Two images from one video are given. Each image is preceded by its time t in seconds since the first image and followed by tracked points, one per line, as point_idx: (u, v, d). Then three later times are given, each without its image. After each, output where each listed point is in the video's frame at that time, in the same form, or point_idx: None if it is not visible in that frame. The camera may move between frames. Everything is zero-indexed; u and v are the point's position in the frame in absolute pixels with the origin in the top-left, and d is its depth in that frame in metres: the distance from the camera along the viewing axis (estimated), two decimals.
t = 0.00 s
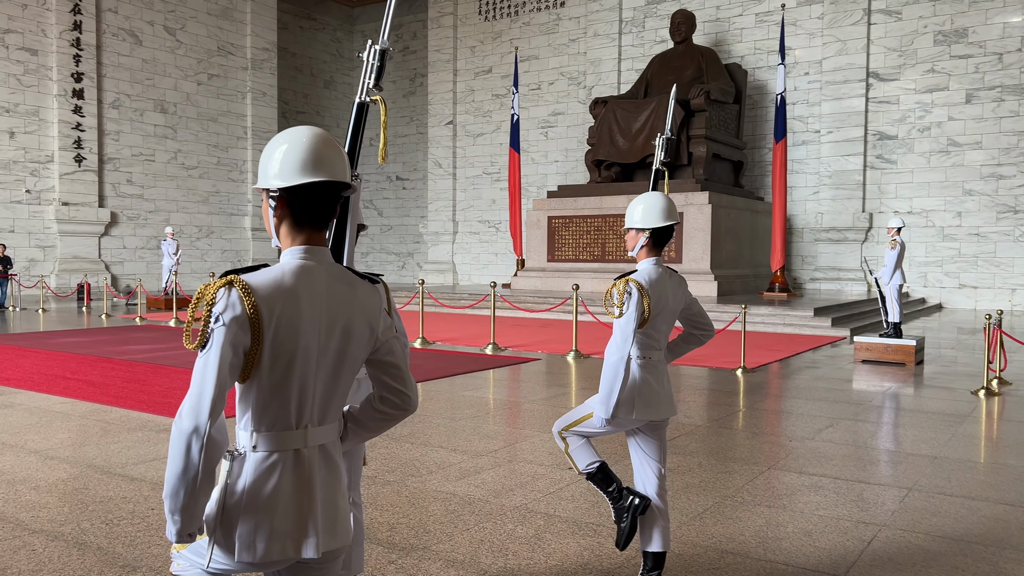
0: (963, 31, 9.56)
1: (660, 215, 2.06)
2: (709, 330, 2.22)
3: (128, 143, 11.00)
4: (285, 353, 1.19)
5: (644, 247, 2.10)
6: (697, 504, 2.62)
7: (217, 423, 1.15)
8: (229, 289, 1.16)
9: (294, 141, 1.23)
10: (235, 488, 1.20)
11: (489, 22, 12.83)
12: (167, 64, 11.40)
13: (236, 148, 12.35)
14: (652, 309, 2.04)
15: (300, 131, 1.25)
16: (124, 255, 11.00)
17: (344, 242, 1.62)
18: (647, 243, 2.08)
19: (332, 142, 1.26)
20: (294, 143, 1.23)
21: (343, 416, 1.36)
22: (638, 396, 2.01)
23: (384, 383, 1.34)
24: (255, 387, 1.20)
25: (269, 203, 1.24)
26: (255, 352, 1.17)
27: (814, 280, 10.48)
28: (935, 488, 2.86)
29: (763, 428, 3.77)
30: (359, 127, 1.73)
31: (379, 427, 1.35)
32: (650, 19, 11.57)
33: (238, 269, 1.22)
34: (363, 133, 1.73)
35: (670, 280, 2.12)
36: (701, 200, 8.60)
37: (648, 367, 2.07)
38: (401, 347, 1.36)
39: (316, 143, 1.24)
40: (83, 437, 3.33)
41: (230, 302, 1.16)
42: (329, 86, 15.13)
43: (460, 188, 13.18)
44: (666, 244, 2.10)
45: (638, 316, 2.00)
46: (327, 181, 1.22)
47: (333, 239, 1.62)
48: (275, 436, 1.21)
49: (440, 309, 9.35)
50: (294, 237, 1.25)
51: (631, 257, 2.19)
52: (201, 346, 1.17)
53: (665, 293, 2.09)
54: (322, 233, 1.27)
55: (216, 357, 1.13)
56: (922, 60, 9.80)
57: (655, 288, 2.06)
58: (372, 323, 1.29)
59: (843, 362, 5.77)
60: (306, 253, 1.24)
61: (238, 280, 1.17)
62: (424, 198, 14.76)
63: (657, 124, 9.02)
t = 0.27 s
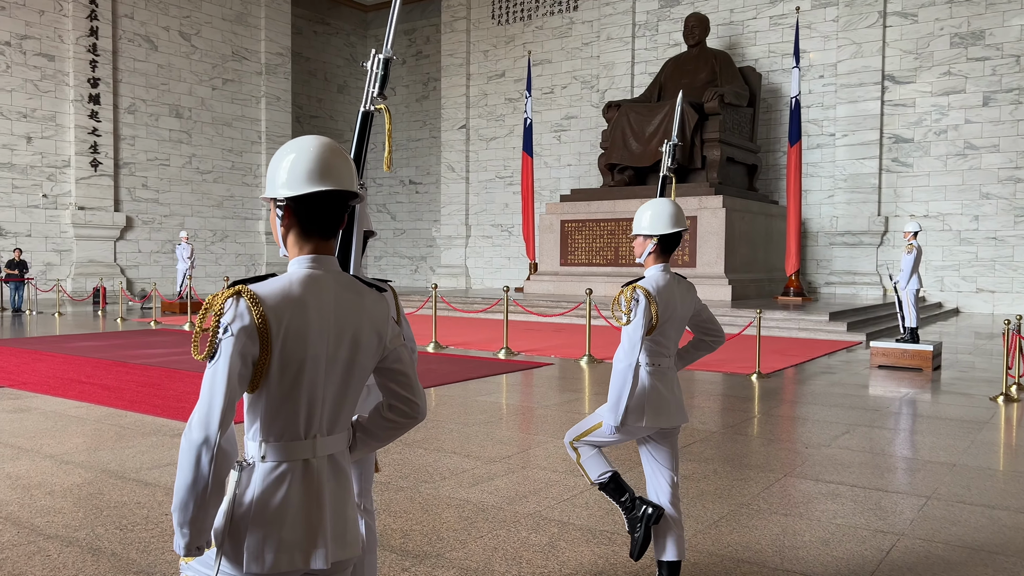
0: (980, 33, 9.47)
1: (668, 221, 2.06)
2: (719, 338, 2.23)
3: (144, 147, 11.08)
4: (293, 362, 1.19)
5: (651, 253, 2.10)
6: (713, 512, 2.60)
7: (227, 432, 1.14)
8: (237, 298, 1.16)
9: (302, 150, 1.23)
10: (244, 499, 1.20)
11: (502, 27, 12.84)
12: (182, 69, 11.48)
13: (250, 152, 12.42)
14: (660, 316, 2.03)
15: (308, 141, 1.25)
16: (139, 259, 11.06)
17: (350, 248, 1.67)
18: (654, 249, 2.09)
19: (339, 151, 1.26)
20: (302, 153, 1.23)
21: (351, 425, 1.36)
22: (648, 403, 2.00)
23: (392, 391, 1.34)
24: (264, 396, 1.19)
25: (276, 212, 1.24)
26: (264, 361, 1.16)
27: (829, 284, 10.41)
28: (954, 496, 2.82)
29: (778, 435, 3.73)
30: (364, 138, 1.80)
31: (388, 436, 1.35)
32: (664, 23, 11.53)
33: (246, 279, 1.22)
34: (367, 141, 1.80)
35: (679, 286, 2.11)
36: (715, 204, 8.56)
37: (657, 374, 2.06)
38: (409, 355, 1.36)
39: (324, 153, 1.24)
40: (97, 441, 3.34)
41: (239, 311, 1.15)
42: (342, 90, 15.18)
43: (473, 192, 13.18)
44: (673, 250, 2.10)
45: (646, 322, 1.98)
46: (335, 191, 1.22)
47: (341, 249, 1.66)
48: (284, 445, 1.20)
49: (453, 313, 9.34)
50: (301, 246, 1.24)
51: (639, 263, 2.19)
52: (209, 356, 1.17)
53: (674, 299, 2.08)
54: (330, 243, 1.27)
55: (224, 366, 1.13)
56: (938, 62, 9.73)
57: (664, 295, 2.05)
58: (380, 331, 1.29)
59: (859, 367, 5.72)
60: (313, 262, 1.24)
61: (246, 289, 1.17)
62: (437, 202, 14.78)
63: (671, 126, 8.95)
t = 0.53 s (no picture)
0: (996, 35, 9.40)
1: (670, 226, 2.06)
2: (722, 342, 2.20)
3: (158, 151, 11.14)
4: (296, 368, 1.19)
5: (653, 258, 2.10)
6: (728, 517, 2.58)
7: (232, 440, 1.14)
8: (240, 305, 1.16)
9: (303, 159, 1.22)
10: (247, 506, 1.20)
11: (514, 30, 12.85)
12: (196, 74, 11.55)
13: (263, 156, 12.49)
14: (662, 321, 2.02)
15: (309, 151, 1.25)
16: (153, 262, 11.13)
17: (351, 256, 1.66)
18: (655, 254, 2.08)
19: (340, 160, 1.26)
20: (303, 162, 1.22)
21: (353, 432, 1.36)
22: (651, 407, 1.99)
23: (394, 398, 1.34)
24: (266, 402, 1.19)
25: (278, 221, 1.24)
26: (267, 367, 1.17)
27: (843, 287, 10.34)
28: (971, 502, 2.78)
29: (792, 439, 3.70)
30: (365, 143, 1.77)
31: (390, 442, 1.35)
32: (676, 25, 11.50)
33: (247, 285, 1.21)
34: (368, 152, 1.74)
35: (681, 290, 2.11)
36: (728, 207, 8.52)
37: (660, 379, 2.05)
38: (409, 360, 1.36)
39: (325, 163, 1.24)
40: (112, 444, 3.36)
41: (241, 319, 1.15)
42: (355, 94, 15.24)
43: (484, 195, 13.19)
44: (675, 256, 2.09)
45: (647, 327, 1.96)
46: (336, 199, 1.22)
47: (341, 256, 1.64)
48: (288, 452, 1.20)
49: (465, 316, 9.35)
50: (302, 254, 1.23)
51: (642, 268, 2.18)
52: (213, 362, 1.17)
53: (676, 304, 2.07)
54: (330, 251, 1.26)
55: (228, 372, 1.13)
56: (953, 64, 9.66)
57: (666, 299, 2.05)
58: (381, 337, 1.29)
59: (874, 371, 5.68)
60: (314, 270, 1.23)
61: (247, 296, 1.16)
62: (449, 205, 14.80)
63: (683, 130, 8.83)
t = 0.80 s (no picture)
0: (1011, 37, 9.33)
1: (663, 231, 2.05)
2: (718, 346, 2.20)
3: (172, 157, 11.22)
4: (285, 374, 1.19)
5: (647, 262, 2.09)
6: (742, 523, 2.56)
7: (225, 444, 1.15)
8: (229, 314, 1.17)
9: (291, 169, 1.23)
10: (240, 511, 1.20)
11: (525, 35, 12.88)
12: (210, 80, 11.62)
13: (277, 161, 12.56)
14: (656, 324, 2.02)
15: (298, 161, 1.26)
16: (167, 267, 11.20)
17: (340, 269, 1.64)
18: (650, 257, 2.08)
19: (328, 171, 1.26)
20: (291, 172, 1.23)
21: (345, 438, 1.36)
22: (649, 410, 1.97)
23: (383, 404, 1.33)
24: (257, 409, 1.20)
25: (267, 230, 1.24)
26: (256, 374, 1.17)
27: (857, 291, 10.27)
28: (989, 509, 2.75)
29: (807, 445, 3.68)
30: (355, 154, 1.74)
31: (381, 448, 1.34)
32: (688, 29, 11.48)
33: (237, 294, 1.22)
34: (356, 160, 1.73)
35: (677, 294, 2.10)
36: (741, 211, 8.49)
37: (656, 381, 2.04)
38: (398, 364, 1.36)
39: (313, 173, 1.24)
40: (127, 448, 3.38)
41: (230, 327, 1.16)
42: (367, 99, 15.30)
43: (496, 200, 13.20)
44: (669, 260, 2.09)
45: (643, 329, 1.97)
46: (324, 209, 1.22)
47: (330, 267, 1.64)
48: (278, 457, 1.20)
49: (477, 321, 9.36)
50: (290, 263, 1.24)
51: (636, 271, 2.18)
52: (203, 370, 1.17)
53: (671, 307, 2.06)
54: (319, 259, 1.26)
55: (219, 381, 1.14)
56: (968, 67, 9.59)
57: (661, 303, 2.04)
58: (370, 343, 1.28)
59: (889, 376, 5.63)
60: (302, 278, 1.23)
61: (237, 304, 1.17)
62: (461, 210, 14.82)
63: (696, 134, 8.83)
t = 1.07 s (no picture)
0: None
1: (650, 241, 2.05)
2: (705, 356, 2.19)
3: (188, 162, 11.30)
4: (254, 385, 1.21)
5: (634, 271, 2.09)
6: (759, 529, 2.54)
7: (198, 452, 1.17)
8: (201, 326, 1.19)
9: (265, 187, 1.27)
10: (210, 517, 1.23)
11: (538, 39, 12.89)
12: (225, 85, 11.71)
13: (291, 165, 12.62)
14: (643, 333, 2.02)
15: (271, 179, 1.30)
16: (183, 271, 11.27)
17: (316, 282, 1.65)
18: (637, 267, 2.07)
19: (301, 189, 1.30)
20: (265, 190, 1.27)
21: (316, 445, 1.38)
22: (640, 421, 1.97)
23: (353, 414, 1.34)
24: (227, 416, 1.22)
25: (241, 246, 1.28)
26: (227, 385, 1.19)
27: (873, 295, 10.20)
28: (1011, 515, 2.72)
29: (823, 450, 3.65)
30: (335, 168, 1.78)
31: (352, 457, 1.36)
32: (702, 32, 11.44)
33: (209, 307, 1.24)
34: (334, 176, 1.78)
35: (663, 302, 2.10)
36: (755, 214, 8.45)
37: (645, 391, 2.03)
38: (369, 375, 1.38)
39: (287, 190, 1.28)
40: (143, 451, 3.40)
41: (201, 339, 1.18)
42: (381, 104, 15.36)
43: (510, 204, 13.20)
44: (656, 270, 2.09)
45: (631, 340, 2.00)
46: (296, 225, 1.26)
47: (305, 281, 1.64)
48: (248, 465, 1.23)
49: (491, 324, 9.35)
50: (263, 275, 1.27)
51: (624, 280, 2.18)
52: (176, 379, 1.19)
53: (658, 315, 2.07)
54: (292, 273, 1.30)
55: (192, 391, 1.16)
56: (985, 68, 9.51)
57: (649, 312, 2.05)
58: (340, 354, 1.30)
59: (906, 381, 5.58)
60: (274, 291, 1.26)
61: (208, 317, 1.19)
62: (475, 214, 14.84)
63: (710, 137, 8.81)
